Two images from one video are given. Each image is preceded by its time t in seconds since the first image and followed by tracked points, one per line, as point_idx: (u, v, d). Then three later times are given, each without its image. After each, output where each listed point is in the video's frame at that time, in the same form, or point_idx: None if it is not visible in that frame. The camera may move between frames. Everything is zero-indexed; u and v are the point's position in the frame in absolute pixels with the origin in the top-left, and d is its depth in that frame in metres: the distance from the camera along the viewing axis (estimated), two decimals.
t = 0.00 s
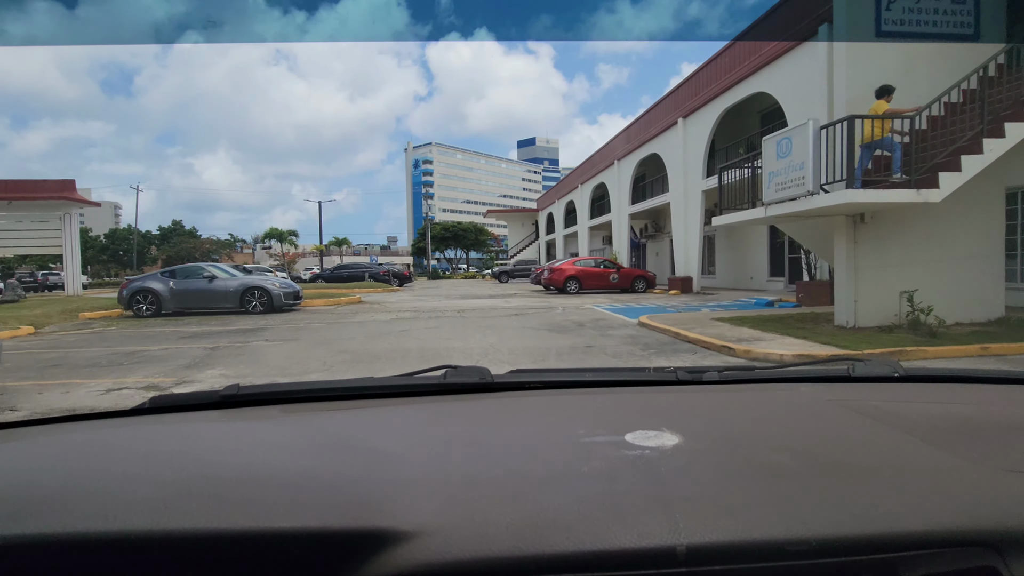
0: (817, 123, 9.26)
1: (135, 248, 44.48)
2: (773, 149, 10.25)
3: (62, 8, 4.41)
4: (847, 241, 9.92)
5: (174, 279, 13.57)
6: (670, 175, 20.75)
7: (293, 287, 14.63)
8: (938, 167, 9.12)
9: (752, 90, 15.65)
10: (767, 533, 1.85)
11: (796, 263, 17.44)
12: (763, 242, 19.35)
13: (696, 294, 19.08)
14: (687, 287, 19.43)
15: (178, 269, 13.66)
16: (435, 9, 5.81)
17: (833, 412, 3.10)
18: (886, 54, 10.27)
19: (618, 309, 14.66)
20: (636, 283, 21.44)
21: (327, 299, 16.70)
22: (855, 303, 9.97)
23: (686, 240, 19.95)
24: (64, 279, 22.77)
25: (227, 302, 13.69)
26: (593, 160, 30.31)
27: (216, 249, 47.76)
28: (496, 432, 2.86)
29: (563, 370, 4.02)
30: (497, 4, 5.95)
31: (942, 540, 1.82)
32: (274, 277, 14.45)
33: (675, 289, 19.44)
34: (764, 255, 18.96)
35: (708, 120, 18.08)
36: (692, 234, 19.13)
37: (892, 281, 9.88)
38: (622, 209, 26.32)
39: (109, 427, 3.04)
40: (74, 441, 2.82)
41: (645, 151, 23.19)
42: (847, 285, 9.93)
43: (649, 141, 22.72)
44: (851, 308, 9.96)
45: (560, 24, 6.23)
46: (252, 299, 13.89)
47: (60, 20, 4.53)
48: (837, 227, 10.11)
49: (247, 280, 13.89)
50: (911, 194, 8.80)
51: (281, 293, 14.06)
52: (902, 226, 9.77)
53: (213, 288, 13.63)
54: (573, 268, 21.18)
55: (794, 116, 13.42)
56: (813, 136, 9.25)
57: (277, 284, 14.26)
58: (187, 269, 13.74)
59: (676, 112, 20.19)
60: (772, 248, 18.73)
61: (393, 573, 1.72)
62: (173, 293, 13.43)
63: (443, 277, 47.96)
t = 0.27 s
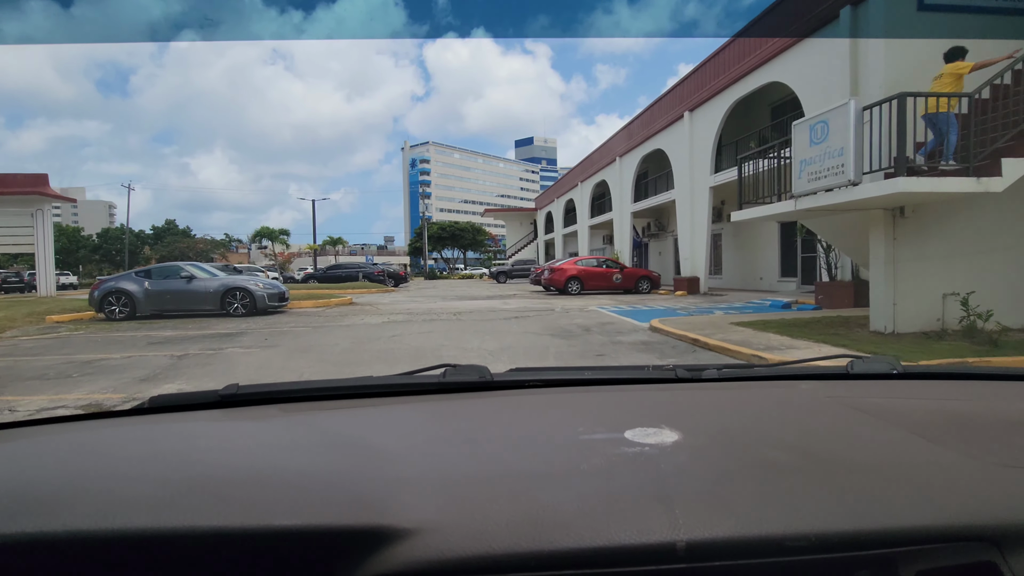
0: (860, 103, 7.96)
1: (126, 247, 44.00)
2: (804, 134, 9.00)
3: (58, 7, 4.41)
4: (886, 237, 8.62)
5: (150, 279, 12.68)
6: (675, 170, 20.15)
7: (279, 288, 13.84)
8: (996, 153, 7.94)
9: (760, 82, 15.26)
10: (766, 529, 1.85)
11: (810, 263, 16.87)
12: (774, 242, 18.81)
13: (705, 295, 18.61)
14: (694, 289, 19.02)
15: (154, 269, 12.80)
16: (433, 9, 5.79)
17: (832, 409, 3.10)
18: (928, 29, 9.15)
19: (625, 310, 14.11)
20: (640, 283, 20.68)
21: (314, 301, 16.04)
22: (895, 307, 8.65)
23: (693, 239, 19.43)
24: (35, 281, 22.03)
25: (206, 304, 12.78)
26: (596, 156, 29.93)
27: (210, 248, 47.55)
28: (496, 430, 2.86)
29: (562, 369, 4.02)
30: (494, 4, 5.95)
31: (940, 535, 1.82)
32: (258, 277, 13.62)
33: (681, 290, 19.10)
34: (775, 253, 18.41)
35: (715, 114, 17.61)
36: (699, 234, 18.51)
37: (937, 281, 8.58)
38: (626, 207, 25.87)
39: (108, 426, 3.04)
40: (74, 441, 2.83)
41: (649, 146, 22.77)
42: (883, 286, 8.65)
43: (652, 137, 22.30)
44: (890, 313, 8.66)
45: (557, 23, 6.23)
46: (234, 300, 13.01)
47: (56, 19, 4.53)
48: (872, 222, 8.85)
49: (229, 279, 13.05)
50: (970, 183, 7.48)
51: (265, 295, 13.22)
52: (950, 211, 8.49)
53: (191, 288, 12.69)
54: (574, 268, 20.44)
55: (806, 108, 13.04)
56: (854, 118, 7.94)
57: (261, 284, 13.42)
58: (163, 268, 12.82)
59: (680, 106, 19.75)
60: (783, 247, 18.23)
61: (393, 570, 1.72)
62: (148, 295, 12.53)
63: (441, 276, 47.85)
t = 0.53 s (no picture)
0: (916, 76, 7.07)
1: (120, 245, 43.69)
2: (847, 114, 8.04)
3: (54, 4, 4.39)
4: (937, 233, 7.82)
5: (123, 278, 11.55)
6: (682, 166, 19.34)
7: (264, 287, 12.96)
8: None
9: (774, 71, 14.54)
10: (764, 530, 1.85)
11: (826, 262, 15.65)
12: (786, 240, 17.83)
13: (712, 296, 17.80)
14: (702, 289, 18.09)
15: (128, 266, 11.71)
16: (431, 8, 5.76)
17: (832, 409, 3.10)
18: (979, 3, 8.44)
19: (635, 312, 13.24)
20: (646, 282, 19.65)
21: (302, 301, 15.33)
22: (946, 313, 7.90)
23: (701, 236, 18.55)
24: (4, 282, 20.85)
25: (185, 305, 11.77)
26: (599, 151, 29.13)
27: (206, 246, 47.30)
28: (495, 430, 2.86)
29: (561, 369, 4.02)
30: (492, 4, 5.94)
31: (940, 536, 1.82)
32: (241, 276, 12.67)
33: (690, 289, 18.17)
34: (787, 251, 17.24)
35: (726, 105, 16.84)
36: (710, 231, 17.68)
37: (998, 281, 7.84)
38: (628, 204, 25.04)
39: (108, 426, 3.04)
40: (73, 441, 2.82)
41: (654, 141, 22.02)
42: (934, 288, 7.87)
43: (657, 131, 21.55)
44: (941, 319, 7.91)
45: (556, 22, 6.21)
46: (215, 301, 11.99)
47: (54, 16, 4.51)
48: (918, 215, 8.05)
49: (211, 278, 12.11)
50: None
51: (249, 295, 12.26)
52: (1011, 200, 7.66)
53: (169, 288, 11.69)
54: (577, 267, 19.44)
55: (826, 96, 12.29)
56: (910, 92, 7.04)
57: (243, 284, 12.45)
58: (136, 267, 11.75)
59: (687, 98, 19.01)
60: (797, 245, 16.92)
61: (392, 571, 1.72)
62: (123, 295, 11.40)
63: (439, 275, 47.73)
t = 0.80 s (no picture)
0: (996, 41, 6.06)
1: (115, 244, 43.43)
2: (905, 89, 7.04)
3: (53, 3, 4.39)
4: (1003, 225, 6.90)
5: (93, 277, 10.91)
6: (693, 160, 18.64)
7: (245, 286, 12.37)
8: None
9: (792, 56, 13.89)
10: (764, 530, 1.85)
11: (844, 261, 15.37)
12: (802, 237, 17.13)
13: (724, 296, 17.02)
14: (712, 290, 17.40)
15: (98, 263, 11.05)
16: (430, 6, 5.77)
17: (831, 410, 3.11)
18: None
19: (643, 313, 12.55)
20: (652, 282, 18.87)
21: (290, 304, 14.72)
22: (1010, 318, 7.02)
23: (712, 233, 17.82)
24: None
25: (159, 306, 11.14)
26: (600, 146, 28.45)
27: (202, 245, 47.25)
28: (495, 431, 2.86)
29: (561, 369, 4.03)
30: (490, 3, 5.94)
31: (939, 537, 1.82)
32: (219, 274, 12.05)
33: (698, 289, 17.52)
34: (802, 250, 16.88)
35: (740, 94, 16.17)
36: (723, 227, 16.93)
37: None
38: (634, 200, 24.32)
39: (108, 427, 3.04)
40: (72, 442, 2.82)
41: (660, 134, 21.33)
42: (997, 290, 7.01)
43: (664, 124, 20.87)
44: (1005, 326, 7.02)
45: (554, 21, 6.22)
46: (192, 302, 11.39)
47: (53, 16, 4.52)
48: (978, 205, 7.16)
49: (187, 277, 11.45)
50: None
51: (229, 296, 11.70)
52: None
53: (143, 288, 11.04)
54: (581, 266, 18.57)
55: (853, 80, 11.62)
56: (989, 60, 6.01)
57: (223, 284, 11.86)
58: (107, 265, 11.04)
59: (698, 89, 18.32)
60: (812, 244, 16.60)
61: (392, 571, 1.72)
62: (93, 295, 10.76)
63: (437, 275, 47.63)
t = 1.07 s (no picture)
0: None
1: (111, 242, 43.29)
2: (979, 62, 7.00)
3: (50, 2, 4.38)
4: None
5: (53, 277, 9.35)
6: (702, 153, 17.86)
7: (226, 288, 11.22)
8: None
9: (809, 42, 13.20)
10: (762, 529, 1.86)
11: (865, 260, 14.26)
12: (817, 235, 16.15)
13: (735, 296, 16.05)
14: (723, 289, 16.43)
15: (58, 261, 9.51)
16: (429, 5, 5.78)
17: (829, 408, 3.11)
18: None
19: (655, 316, 11.68)
20: (661, 281, 17.65)
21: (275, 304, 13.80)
22: None
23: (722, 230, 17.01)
24: None
25: (131, 309, 9.87)
26: (603, 141, 27.60)
27: (198, 244, 47.19)
28: (494, 430, 2.86)
29: (560, 368, 4.02)
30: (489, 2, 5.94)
31: (937, 535, 1.83)
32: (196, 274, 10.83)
33: (709, 289, 16.64)
34: (819, 248, 15.77)
35: (754, 84, 15.38)
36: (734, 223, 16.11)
37: None
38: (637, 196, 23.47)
39: (107, 425, 3.03)
40: (70, 441, 2.81)
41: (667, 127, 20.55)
42: None
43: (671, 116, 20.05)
44: None
45: (553, 20, 6.21)
46: (166, 304, 10.17)
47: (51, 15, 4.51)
48: None
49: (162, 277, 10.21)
50: None
51: (206, 297, 10.46)
52: None
53: (112, 289, 9.72)
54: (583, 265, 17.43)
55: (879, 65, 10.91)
56: None
57: (199, 284, 10.66)
58: (73, 264, 9.65)
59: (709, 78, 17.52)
60: (830, 241, 15.43)
61: (390, 570, 1.72)
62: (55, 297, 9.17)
63: (435, 274, 47.51)
